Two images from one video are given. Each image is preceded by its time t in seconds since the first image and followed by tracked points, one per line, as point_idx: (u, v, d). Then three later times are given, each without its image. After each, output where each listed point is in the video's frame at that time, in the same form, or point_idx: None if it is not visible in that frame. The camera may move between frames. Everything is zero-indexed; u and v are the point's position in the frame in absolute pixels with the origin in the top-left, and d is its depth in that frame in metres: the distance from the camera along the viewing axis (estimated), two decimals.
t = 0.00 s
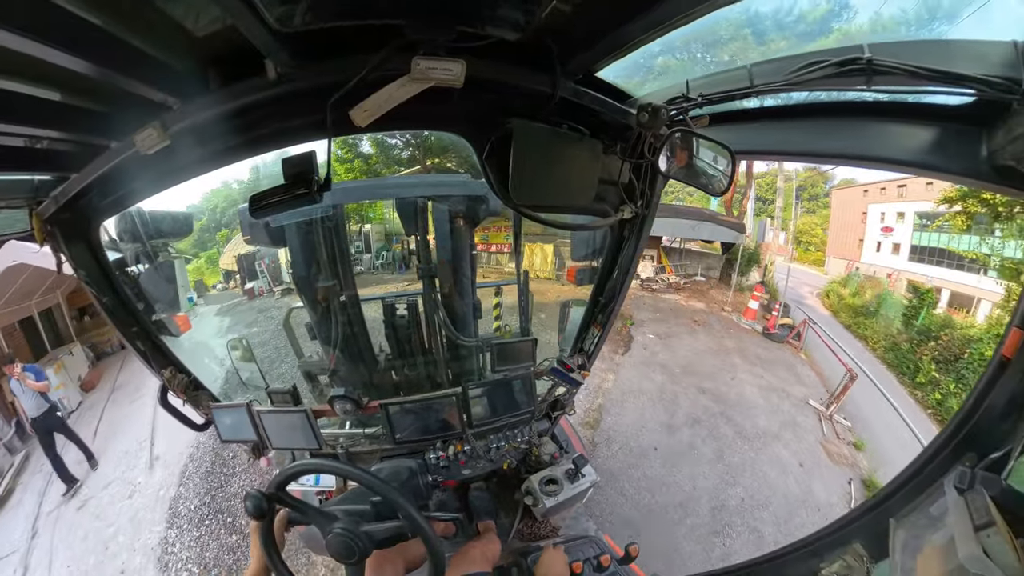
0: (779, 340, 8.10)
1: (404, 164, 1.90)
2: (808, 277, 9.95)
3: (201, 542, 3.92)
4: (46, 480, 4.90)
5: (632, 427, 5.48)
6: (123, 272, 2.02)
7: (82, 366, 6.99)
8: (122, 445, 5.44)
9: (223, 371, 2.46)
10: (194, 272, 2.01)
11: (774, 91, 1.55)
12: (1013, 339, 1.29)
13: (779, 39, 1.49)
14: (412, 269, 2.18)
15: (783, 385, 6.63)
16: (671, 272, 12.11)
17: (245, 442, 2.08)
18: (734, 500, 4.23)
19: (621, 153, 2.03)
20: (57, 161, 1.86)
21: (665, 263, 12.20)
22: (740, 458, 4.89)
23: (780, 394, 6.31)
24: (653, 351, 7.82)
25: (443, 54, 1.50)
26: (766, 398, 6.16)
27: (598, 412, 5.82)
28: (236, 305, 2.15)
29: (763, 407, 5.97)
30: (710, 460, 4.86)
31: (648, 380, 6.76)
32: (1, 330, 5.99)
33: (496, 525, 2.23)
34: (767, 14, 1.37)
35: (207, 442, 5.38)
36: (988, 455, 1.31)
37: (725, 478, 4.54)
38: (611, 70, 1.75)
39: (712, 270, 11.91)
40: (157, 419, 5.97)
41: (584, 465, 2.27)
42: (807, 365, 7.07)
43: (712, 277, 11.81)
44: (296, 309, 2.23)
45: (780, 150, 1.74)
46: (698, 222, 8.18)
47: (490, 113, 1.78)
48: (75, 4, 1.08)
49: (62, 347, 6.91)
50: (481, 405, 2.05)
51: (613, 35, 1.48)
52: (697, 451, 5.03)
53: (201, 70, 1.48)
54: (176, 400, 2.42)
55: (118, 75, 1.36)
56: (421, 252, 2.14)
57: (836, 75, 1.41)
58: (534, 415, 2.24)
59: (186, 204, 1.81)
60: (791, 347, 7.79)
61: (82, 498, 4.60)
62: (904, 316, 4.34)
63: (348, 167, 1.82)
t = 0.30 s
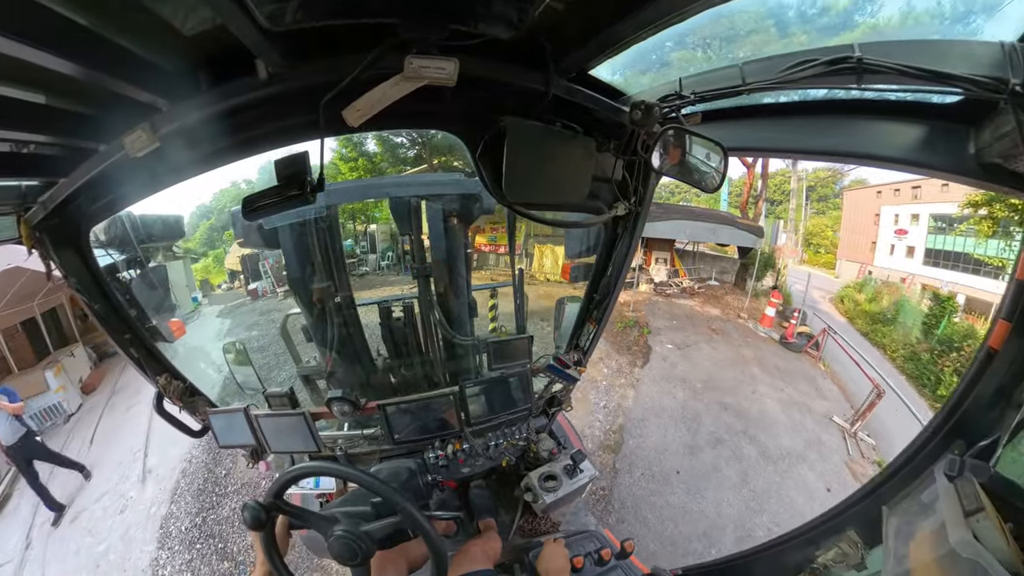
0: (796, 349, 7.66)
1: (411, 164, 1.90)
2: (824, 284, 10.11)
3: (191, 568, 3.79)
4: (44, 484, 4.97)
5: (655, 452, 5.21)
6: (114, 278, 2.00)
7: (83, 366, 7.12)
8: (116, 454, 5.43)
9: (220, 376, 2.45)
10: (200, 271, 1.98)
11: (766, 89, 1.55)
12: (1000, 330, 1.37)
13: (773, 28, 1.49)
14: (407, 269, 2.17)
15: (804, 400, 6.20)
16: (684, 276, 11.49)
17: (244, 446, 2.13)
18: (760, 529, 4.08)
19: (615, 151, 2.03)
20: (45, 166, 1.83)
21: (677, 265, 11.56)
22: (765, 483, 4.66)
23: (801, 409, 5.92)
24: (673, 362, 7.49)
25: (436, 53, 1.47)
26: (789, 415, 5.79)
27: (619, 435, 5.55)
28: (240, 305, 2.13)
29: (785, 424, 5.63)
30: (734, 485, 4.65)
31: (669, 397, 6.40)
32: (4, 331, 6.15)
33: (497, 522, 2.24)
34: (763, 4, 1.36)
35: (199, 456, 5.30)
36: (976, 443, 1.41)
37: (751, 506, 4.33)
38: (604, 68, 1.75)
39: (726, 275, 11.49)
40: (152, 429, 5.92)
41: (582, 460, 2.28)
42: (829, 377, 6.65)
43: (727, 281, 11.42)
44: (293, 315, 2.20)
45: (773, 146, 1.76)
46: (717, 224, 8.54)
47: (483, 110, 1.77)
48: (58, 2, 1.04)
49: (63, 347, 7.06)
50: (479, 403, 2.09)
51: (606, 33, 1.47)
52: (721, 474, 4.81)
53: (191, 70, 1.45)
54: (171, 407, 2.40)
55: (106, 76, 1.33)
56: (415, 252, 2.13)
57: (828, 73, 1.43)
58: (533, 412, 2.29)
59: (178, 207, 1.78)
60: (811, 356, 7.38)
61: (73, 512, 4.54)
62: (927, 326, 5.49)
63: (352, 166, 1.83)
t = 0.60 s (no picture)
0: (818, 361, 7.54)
1: (419, 163, 1.91)
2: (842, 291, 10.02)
3: None
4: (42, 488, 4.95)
5: (677, 477, 4.82)
6: (112, 278, 1.99)
7: (90, 365, 7.14)
8: (113, 460, 5.40)
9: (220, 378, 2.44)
10: (210, 269, 1.97)
11: (763, 90, 1.56)
12: (994, 329, 1.39)
13: (770, 30, 1.49)
14: (404, 269, 2.17)
15: (831, 418, 6.03)
16: (701, 280, 11.45)
17: (244, 447, 2.12)
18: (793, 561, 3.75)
19: (614, 152, 2.05)
20: (44, 166, 1.83)
21: (694, 271, 11.46)
22: (793, 510, 4.32)
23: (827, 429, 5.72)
24: (696, 376, 7.14)
25: (436, 53, 1.47)
26: (814, 433, 5.56)
27: (641, 458, 5.13)
28: (247, 304, 2.14)
29: (813, 445, 5.36)
30: (761, 515, 4.24)
31: (692, 415, 6.06)
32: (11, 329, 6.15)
33: (496, 522, 2.24)
34: (760, 7, 1.37)
35: (194, 467, 5.25)
36: (972, 440, 1.42)
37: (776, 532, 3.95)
38: (603, 69, 1.76)
39: (742, 279, 11.62)
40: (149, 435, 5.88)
41: (581, 460, 2.28)
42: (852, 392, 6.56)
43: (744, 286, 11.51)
44: (293, 321, 2.23)
45: (771, 147, 1.77)
46: (740, 228, 8.55)
47: (482, 111, 1.77)
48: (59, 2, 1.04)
49: (70, 347, 7.02)
50: (478, 402, 2.10)
51: (604, 34, 1.47)
52: (746, 500, 4.44)
53: (191, 70, 1.45)
54: (170, 408, 2.40)
55: (105, 76, 1.32)
56: (414, 253, 2.13)
57: (824, 75, 1.44)
58: (531, 411, 2.31)
59: (177, 206, 1.78)
60: (833, 369, 7.29)
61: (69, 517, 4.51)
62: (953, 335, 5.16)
63: (359, 164, 1.84)
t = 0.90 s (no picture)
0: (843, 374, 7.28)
1: (430, 161, 1.91)
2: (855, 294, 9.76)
3: None
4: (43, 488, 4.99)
5: (698, 503, 4.73)
6: (113, 278, 2.00)
7: (98, 362, 7.21)
8: (114, 462, 5.42)
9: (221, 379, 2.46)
10: (220, 267, 1.98)
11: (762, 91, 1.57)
12: (994, 329, 1.39)
13: (770, 30, 1.49)
14: (404, 269, 2.17)
15: (855, 435, 5.75)
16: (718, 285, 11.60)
17: (244, 446, 2.12)
18: None
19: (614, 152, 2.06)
20: (44, 167, 1.84)
21: (711, 274, 11.61)
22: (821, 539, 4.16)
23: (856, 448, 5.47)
24: (717, 391, 7.13)
25: (436, 54, 1.47)
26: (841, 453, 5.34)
27: (662, 483, 5.04)
28: (255, 304, 2.15)
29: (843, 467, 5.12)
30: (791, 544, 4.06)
31: (715, 433, 6.01)
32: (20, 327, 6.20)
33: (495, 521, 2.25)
34: (759, 8, 1.37)
35: (191, 475, 5.22)
36: (972, 440, 1.42)
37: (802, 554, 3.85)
38: (603, 70, 1.76)
39: (759, 283, 11.66)
40: (151, 437, 5.90)
41: (581, 459, 2.28)
42: (877, 406, 6.27)
43: (761, 293, 11.46)
44: (295, 325, 2.25)
45: (771, 148, 1.77)
46: (761, 232, 8.56)
47: (482, 112, 1.78)
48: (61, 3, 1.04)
49: (78, 344, 7.06)
50: (478, 402, 2.12)
51: (604, 35, 1.47)
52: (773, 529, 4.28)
53: (192, 71, 1.46)
54: (171, 408, 2.41)
55: (106, 77, 1.33)
56: (414, 252, 2.13)
57: (824, 76, 1.44)
58: (530, 411, 2.32)
59: (180, 206, 1.79)
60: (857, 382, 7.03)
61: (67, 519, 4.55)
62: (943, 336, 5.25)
63: (367, 163, 1.85)
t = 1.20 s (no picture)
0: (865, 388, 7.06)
1: (436, 161, 1.93)
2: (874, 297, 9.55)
3: None
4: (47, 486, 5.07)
5: (722, 528, 4.67)
6: (117, 280, 2.02)
7: (108, 360, 7.22)
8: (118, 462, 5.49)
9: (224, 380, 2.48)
10: (232, 265, 1.99)
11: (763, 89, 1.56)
12: (994, 329, 1.38)
13: (771, 25, 1.48)
14: (406, 269, 2.18)
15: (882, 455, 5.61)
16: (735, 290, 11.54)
17: (247, 445, 2.14)
18: None
19: (614, 151, 2.05)
20: (47, 170, 1.86)
21: (728, 280, 11.57)
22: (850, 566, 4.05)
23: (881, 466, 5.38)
24: (739, 405, 7.07)
25: (436, 54, 1.47)
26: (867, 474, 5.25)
27: (682, 507, 5.01)
28: (264, 302, 2.16)
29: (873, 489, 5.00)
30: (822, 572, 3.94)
31: (736, 452, 5.92)
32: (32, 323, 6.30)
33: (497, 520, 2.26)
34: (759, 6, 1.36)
35: (191, 481, 5.24)
36: (972, 439, 1.42)
37: None
38: (603, 68, 1.76)
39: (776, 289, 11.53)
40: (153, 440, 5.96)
41: (582, 457, 2.28)
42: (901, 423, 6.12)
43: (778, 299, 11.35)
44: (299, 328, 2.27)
45: (772, 146, 1.77)
46: (783, 237, 8.47)
47: (482, 112, 1.78)
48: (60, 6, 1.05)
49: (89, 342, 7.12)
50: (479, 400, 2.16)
51: (603, 33, 1.47)
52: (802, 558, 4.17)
53: (193, 73, 1.47)
54: (176, 407, 2.44)
55: (108, 80, 1.34)
56: (415, 252, 2.13)
57: (825, 74, 1.43)
58: (531, 409, 2.33)
59: (182, 207, 1.80)
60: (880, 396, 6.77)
61: (69, 519, 4.63)
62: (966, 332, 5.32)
63: (375, 162, 1.86)
